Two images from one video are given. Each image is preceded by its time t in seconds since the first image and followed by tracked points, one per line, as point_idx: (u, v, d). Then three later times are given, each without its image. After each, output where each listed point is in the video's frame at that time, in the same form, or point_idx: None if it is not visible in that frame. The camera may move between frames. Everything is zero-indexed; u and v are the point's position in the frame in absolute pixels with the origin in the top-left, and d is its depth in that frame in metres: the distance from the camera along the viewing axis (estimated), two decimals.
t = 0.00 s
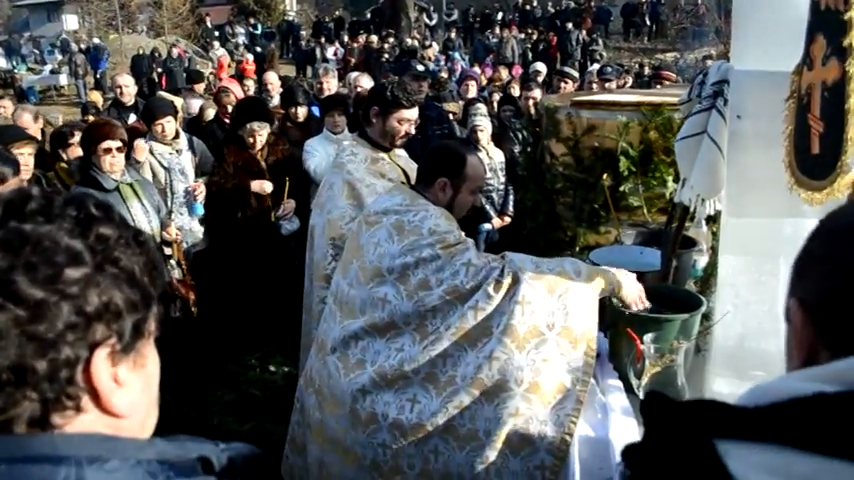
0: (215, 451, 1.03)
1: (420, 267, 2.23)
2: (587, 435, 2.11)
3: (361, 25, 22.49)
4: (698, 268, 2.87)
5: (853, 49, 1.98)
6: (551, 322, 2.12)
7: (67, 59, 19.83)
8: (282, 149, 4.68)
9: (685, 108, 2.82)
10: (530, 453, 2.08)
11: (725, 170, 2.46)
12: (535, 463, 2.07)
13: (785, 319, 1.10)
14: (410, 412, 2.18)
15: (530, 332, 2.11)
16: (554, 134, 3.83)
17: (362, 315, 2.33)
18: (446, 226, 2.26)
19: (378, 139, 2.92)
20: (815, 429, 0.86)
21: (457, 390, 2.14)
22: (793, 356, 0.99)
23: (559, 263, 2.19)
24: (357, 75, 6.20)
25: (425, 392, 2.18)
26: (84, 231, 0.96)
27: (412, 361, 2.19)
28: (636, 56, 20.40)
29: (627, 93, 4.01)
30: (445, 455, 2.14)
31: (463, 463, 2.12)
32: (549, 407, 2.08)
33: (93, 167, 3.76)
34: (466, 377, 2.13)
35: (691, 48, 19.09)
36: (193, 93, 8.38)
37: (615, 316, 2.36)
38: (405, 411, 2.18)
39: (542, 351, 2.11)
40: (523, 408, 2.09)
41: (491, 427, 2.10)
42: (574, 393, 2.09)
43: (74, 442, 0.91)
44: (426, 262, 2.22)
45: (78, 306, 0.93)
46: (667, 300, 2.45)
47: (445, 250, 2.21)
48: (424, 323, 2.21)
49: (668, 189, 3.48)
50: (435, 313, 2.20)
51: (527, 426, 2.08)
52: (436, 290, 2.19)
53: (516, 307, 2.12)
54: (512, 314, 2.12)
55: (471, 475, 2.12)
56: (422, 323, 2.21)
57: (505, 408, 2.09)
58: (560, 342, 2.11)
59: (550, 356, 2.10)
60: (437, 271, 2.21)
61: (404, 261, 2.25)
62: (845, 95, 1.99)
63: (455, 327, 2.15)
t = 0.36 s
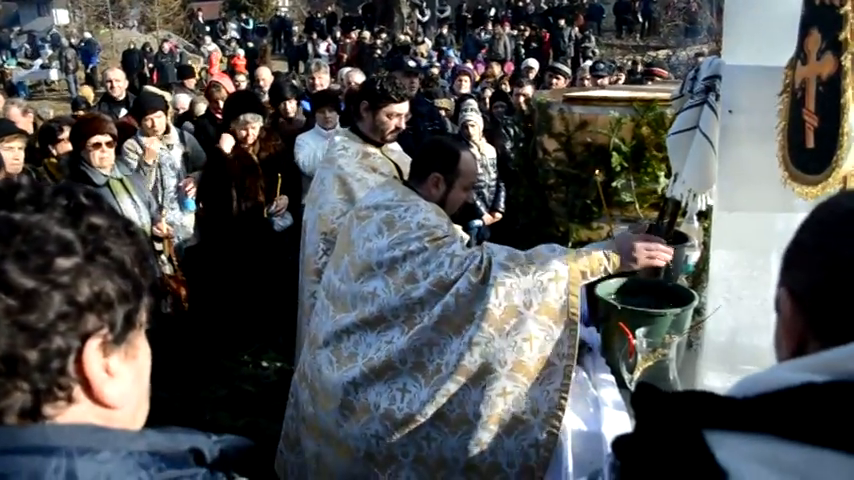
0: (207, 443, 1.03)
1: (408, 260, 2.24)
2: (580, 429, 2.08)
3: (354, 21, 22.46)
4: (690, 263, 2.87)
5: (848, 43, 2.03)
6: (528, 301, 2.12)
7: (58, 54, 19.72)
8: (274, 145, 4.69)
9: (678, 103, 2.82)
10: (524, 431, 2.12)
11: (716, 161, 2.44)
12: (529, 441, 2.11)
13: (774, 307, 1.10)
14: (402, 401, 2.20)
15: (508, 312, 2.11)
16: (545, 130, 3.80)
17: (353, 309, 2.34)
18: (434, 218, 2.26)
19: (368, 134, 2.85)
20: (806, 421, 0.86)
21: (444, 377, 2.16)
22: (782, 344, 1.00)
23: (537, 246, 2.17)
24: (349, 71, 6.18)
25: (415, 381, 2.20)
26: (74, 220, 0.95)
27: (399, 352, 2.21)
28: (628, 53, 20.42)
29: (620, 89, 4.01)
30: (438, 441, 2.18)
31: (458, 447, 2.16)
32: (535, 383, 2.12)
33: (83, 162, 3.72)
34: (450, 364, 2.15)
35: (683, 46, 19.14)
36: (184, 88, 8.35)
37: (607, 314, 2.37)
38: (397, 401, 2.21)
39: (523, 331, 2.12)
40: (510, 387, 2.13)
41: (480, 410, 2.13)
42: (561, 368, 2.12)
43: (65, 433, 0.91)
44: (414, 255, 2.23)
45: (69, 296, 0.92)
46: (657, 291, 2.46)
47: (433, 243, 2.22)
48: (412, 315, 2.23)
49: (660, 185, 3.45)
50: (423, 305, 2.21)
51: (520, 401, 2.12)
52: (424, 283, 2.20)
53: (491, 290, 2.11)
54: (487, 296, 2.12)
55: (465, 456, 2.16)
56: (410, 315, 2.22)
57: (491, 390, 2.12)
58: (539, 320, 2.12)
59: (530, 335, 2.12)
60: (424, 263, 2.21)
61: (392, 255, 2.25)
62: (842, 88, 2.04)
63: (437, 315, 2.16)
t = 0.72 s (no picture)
0: (205, 450, 1.03)
1: (399, 269, 2.23)
2: (577, 433, 2.13)
3: (347, 28, 22.50)
4: (684, 267, 2.86)
5: (849, 48, 2.10)
6: (523, 315, 2.09)
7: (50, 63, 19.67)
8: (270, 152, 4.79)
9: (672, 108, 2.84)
10: (519, 445, 2.11)
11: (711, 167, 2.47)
12: (523, 455, 2.10)
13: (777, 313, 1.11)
14: (397, 412, 2.19)
15: (503, 324, 2.10)
16: (539, 135, 3.81)
17: (345, 319, 2.35)
18: (423, 225, 2.27)
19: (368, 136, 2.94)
20: (805, 425, 0.86)
21: (439, 391, 2.14)
22: (783, 349, 1.00)
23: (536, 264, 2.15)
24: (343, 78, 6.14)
25: (410, 394, 2.18)
26: (71, 229, 0.95)
27: (392, 365, 2.20)
28: (621, 59, 20.48)
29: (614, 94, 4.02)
30: (432, 456, 2.14)
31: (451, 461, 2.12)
32: (532, 397, 2.10)
33: (77, 171, 3.72)
34: (447, 375, 2.13)
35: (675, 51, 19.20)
36: (177, 97, 8.35)
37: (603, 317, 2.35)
38: (391, 412, 2.20)
39: (518, 345, 2.10)
40: (504, 401, 2.11)
41: (475, 424, 2.11)
42: (556, 384, 2.09)
43: (64, 442, 0.91)
44: (403, 262, 2.23)
45: (67, 306, 0.92)
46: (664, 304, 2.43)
47: (422, 250, 2.22)
48: (405, 325, 2.21)
49: (654, 189, 3.49)
50: (415, 316, 2.20)
51: (515, 416, 2.11)
52: (415, 293, 2.19)
53: (486, 301, 2.10)
54: (479, 304, 2.11)
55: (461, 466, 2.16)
56: (402, 325, 2.21)
57: (487, 403, 2.10)
58: (534, 334, 2.09)
59: (526, 347, 2.09)
60: (415, 272, 2.20)
61: (382, 262, 2.26)
62: (844, 93, 2.11)
63: (430, 327, 2.14)
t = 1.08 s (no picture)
0: (211, 452, 1.03)
1: (380, 249, 2.29)
2: (580, 431, 2.14)
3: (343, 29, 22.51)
4: (686, 264, 2.86)
5: None
6: (497, 275, 2.15)
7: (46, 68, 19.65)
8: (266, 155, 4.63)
9: (672, 102, 2.79)
10: (507, 407, 2.17)
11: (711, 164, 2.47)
12: (512, 418, 2.16)
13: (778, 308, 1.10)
14: (386, 390, 2.25)
15: (480, 286, 2.16)
16: (538, 133, 3.86)
17: (332, 305, 2.40)
18: (398, 204, 2.31)
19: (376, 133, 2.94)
20: (817, 420, 0.86)
21: (425, 362, 2.20)
22: (787, 343, 1.00)
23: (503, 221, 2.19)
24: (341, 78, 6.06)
25: (396, 368, 2.25)
26: (72, 230, 0.95)
27: (378, 342, 2.25)
28: (617, 56, 20.48)
29: (612, 91, 4.01)
30: (429, 437, 2.20)
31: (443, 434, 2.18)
32: (514, 358, 2.17)
33: (74, 175, 3.70)
34: (431, 344, 2.20)
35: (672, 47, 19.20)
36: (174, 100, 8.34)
37: (604, 312, 2.33)
38: (381, 390, 2.26)
39: (496, 303, 2.16)
40: (489, 364, 2.17)
41: (464, 390, 2.16)
42: (538, 341, 2.17)
43: (68, 445, 0.91)
44: (382, 241, 2.29)
45: (68, 308, 0.92)
46: (653, 292, 2.45)
47: (399, 227, 2.26)
48: (389, 301, 2.27)
49: (653, 187, 3.40)
50: (396, 291, 2.26)
51: (500, 378, 2.17)
52: (394, 268, 2.25)
53: (461, 267, 2.16)
54: (456, 272, 2.17)
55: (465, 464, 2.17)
56: (386, 302, 2.28)
57: (472, 366, 2.17)
58: (510, 292, 2.17)
59: (504, 306, 2.16)
60: (394, 249, 2.26)
61: (362, 243, 2.31)
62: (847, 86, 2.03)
63: (411, 297, 2.20)
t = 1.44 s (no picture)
0: (207, 456, 1.03)
1: (365, 227, 2.48)
2: (577, 436, 2.16)
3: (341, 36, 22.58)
4: (682, 268, 2.84)
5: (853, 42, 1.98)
6: (470, 243, 2.31)
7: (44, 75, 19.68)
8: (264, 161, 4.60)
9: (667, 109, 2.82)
10: (476, 369, 2.25)
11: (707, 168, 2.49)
12: (482, 377, 2.24)
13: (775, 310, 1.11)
14: (367, 362, 2.37)
15: (452, 252, 2.31)
16: (536, 139, 3.93)
17: (322, 288, 2.56)
18: (384, 191, 2.53)
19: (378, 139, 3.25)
20: (813, 421, 0.86)
21: (401, 326, 2.33)
22: (786, 344, 0.99)
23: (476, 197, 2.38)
24: (338, 86, 6.06)
25: (377, 340, 2.38)
26: (69, 234, 0.95)
27: (363, 314, 2.40)
28: (614, 62, 20.55)
29: (609, 96, 4.03)
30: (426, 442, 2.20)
31: (417, 400, 2.27)
32: (485, 322, 2.28)
33: (71, 181, 3.70)
34: (408, 310, 2.34)
35: (668, 54, 19.29)
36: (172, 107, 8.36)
37: (601, 317, 2.35)
38: (363, 362, 2.38)
39: (469, 270, 2.30)
40: (462, 327, 2.29)
41: (437, 353, 2.28)
42: (507, 301, 2.28)
43: (64, 449, 0.91)
44: (367, 222, 2.49)
45: (65, 312, 0.92)
46: (648, 297, 2.45)
47: (383, 209, 2.47)
48: (374, 278, 2.43)
49: (650, 191, 3.44)
50: (381, 267, 2.43)
51: (472, 342, 2.27)
52: (378, 244, 2.42)
53: (436, 235, 2.33)
54: (432, 242, 2.34)
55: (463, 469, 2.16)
56: (372, 279, 2.43)
57: (445, 328, 2.29)
58: (482, 259, 2.30)
59: (476, 272, 2.30)
60: (378, 225, 2.45)
61: (349, 225, 2.51)
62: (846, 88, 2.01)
63: (392, 269, 2.37)
